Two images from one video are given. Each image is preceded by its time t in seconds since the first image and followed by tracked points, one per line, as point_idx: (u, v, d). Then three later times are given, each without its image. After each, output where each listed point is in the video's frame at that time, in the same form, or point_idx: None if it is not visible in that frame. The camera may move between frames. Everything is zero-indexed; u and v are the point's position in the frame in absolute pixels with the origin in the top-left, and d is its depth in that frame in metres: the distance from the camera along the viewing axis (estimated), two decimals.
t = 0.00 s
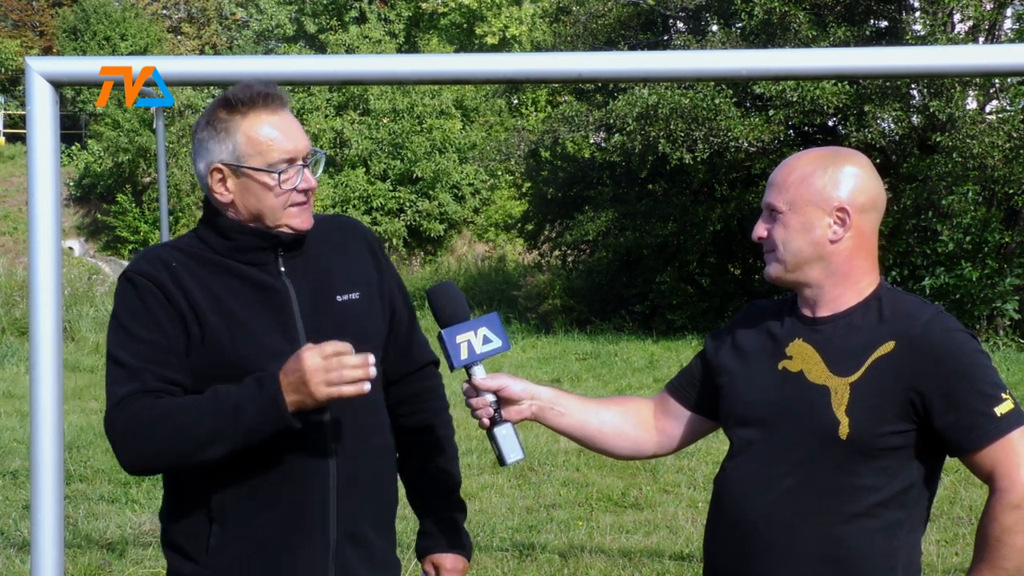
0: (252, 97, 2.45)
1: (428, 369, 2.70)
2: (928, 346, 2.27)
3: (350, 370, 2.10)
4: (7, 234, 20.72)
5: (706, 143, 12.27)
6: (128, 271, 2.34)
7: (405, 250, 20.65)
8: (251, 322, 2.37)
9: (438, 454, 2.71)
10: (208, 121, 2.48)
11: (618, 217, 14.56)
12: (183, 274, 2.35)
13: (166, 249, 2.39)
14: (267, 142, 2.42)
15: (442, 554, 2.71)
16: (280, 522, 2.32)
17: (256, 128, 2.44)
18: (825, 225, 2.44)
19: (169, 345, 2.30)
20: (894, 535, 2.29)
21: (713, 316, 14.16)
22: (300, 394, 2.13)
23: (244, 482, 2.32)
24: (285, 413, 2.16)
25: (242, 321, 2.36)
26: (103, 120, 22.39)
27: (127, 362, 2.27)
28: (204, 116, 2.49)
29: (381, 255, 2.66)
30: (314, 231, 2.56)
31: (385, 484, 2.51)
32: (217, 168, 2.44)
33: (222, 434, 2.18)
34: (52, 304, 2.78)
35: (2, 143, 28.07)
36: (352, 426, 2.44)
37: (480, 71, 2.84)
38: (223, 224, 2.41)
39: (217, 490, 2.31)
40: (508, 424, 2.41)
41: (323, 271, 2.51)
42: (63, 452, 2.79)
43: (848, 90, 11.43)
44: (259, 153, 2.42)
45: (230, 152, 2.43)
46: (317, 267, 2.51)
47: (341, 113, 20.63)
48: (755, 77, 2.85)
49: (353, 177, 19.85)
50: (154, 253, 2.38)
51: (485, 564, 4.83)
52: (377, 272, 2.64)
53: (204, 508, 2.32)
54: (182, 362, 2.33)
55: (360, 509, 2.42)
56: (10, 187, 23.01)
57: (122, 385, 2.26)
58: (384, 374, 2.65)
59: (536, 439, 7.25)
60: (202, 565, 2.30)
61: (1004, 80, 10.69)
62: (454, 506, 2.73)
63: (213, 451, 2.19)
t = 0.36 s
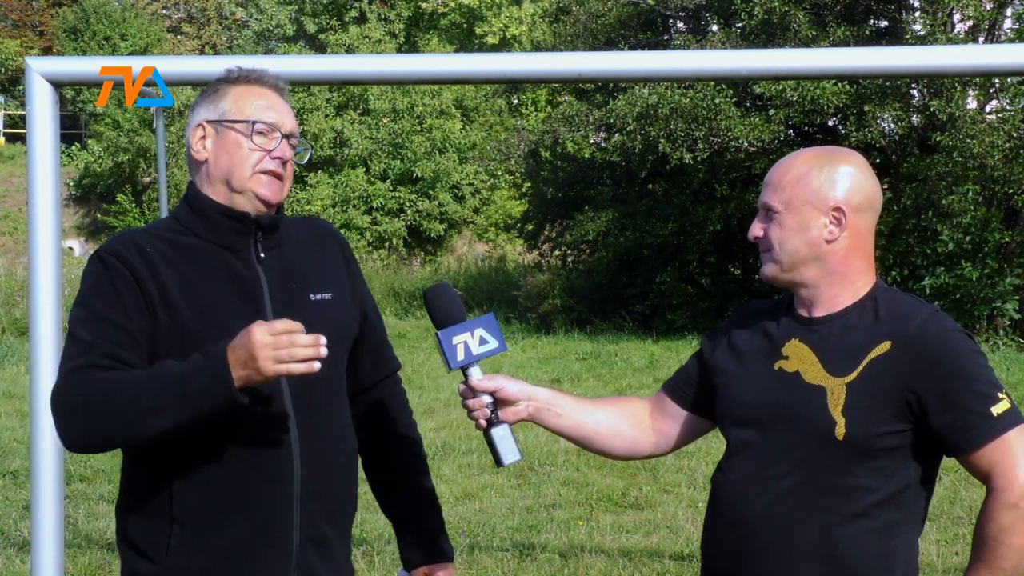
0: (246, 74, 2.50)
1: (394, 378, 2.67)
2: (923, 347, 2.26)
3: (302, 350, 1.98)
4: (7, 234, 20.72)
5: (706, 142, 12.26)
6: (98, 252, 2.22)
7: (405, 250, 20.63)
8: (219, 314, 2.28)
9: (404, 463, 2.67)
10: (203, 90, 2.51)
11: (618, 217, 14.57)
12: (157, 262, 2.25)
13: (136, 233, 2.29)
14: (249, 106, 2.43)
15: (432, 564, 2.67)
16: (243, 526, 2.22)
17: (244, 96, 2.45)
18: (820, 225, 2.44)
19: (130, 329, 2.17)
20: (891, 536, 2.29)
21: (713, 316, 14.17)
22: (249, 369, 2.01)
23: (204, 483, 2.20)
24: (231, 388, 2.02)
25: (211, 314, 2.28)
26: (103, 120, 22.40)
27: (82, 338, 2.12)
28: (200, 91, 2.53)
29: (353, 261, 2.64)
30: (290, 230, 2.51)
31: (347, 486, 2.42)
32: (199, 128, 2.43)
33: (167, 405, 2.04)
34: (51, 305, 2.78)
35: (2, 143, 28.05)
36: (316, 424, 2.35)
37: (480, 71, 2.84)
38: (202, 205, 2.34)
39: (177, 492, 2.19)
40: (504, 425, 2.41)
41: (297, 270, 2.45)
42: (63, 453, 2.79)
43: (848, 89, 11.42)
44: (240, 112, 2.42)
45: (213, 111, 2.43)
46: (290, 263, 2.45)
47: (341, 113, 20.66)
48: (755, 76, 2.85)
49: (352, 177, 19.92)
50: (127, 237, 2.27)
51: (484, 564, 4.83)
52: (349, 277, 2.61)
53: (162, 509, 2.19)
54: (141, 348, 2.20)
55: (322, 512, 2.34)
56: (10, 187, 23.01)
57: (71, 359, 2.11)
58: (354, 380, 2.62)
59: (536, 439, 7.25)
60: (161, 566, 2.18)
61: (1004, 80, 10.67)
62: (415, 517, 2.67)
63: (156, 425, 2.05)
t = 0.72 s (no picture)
0: (243, 81, 2.50)
1: (364, 399, 2.66)
2: (923, 346, 2.26)
3: (277, 347, 2.02)
4: (7, 234, 20.70)
5: (706, 142, 12.26)
6: (77, 250, 2.22)
7: (405, 250, 20.62)
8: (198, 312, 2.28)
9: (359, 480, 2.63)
10: (199, 94, 2.50)
11: (618, 217, 14.59)
12: (137, 261, 2.25)
13: (115, 232, 2.29)
14: (242, 114, 2.43)
15: None
16: (208, 530, 2.22)
17: (239, 104, 2.45)
18: (819, 224, 2.45)
19: (102, 328, 2.17)
20: (891, 535, 2.29)
21: (713, 316, 14.18)
22: (222, 370, 2.03)
23: (170, 486, 2.20)
24: (203, 391, 2.04)
25: (191, 314, 2.28)
26: (103, 121, 22.40)
27: (57, 336, 2.13)
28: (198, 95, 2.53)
29: (331, 278, 2.62)
30: (272, 240, 2.50)
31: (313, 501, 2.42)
32: (190, 133, 2.42)
33: (138, 408, 2.04)
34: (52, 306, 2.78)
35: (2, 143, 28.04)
36: (287, 428, 2.35)
37: (480, 71, 2.84)
38: (183, 207, 2.34)
39: (143, 496, 2.18)
40: (505, 427, 2.41)
41: (277, 276, 2.45)
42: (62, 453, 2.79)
43: (848, 89, 11.42)
44: (233, 120, 2.42)
45: (206, 117, 2.42)
46: (271, 269, 2.44)
47: (341, 113, 20.60)
48: (755, 76, 2.85)
49: (352, 177, 19.95)
50: (108, 236, 2.27)
51: (484, 564, 4.83)
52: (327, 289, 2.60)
53: (127, 511, 2.19)
54: (113, 350, 2.20)
55: (286, 522, 2.34)
56: (10, 187, 23.00)
57: (43, 358, 2.12)
58: (324, 397, 2.61)
59: (536, 439, 7.25)
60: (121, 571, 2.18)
61: (1004, 80, 10.66)
62: (367, 536, 2.61)
63: (125, 426, 2.05)
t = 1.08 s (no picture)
0: (266, 90, 2.52)
1: (359, 401, 2.66)
2: (927, 346, 2.26)
3: (288, 302, 2.08)
4: (8, 234, 20.70)
5: (706, 142, 12.26)
6: (79, 243, 2.24)
7: (405, 250, 20.61)
8: (196, 310, 2.28)
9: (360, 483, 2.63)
10: (215, 94, 2.51)
11: (618, 217, 14.59)
12: (137, 256, 2.26)
13: (117, 228, 2.30)
14: (261, 122, 2.45)
15: None
16: (205, 531, 2.22)
17: (257, 111, 2.46)
18: (823, 224, 2.45)
19: (106, 318, 2.19)
20: (895, 536, 2.29)
21: (713, 316, 14.19)
22: (240, 327, 2.06)
23: (167, 484, 2.20)
24: (217, 353, 2.06)
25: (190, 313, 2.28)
26: (103, 120, 22.40)
27: (61, 325, 2.13)
28: (213, 95, 2.53)
29: (328, 280, 2.62)
30: (270, 244, 2.51)
31: (310, 501, 2.42)
32: (205, 130, 2.43)
33: (150, 378, 2.06)
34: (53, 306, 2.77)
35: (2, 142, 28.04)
36: (285, 428, 2.36)
37: (480, 71, 2.84)
38: (183, 205, 2.35)
39: (143, 493, 2.18)
40: (509, 427, 2.41)
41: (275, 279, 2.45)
42: (63, 453, 2.79)
43: (848, 90, 11.42)
44: (250, 126, 2.43)
45: (224, 119, 2.44)
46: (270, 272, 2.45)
47: (341, 113, 20.63)
48: (755, 76, 2.85)
49: (352, 176, 19.97)
50: (111, 231, 2.29)
51: (485, 564, 4.82)
52: (324, 292, 2.59)
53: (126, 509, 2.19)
54: (118, 337, 2.21)
55: (285, 521, 2.34)
56: (10, 187, 23.00)
57: (47, 346, 2.11)
58: (319, 401, 2.59)
59: (536, 439, 7.26)
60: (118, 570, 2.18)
61: (1004, 80, 10.66)
62: (370, 540, 2.62)
63: (138, 401, 2.06)
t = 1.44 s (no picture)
0: (284, 93, 2.51)
1: (365, 407, 2.65)
2: (929, 345, 2.26)
3: (312, 334, 2.05)
4: (7, 234, 20.68)
5: (706, 142, 12.26)
6: (96, 240, 2.25)
7: (405, 250, 20.61)
8: (211, 313, 2.29)
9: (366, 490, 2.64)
10: (235, 98, 2.51)
11: (618, 217, 14.59)
12: (155, 255, 2.27)
13: (137, 227, 2.30)
14: (279, 124, 2.44)
15: None
16: (212, 530, 2.22)
17: (277, 114, 2.46)
18: (825, 225, 2.45)
19: (125, 318, 2.20)
20: (895, 535, 2.29)
21: (713, 316, 14.19)
22: (260, 355, 2.06)
23: (173, 485, 2.20)
24: (239, 375, 2.06)
25: (204, 315, 2.29)
26: (103, 121, 22.39)
27: (79, 323, 2.13)
28: (233, 97, 2.53)
29: (340, 287, 2.62)
30: (285, 248, 2.51)
31: (315, 502, 2.42)
32: (223, 133, 2.43)
33: (170, 392, 2.06)
34: (52, 304, 2.76)
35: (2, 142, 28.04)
36: (289, 430, 2.35)
37: (480, 71, 2.84)
38: (201, 205, 2.35)
39: (151, 493, 2.19)
40: (511, 426, 2.41)
41: (286, 285, 2.46)
42: (62, 451, 2.78)
43: (848, 90, 11.42)
44: (268, 129, 2.43)
45: (243, 121, 2.43)
46: (282, 277, 2.46)
47: (341, 113, 20.65)
48: (754, 76, 2.85)
49: (352, 177, 19.91)
50: (129, 229, 2.30)
51: (485, 564, 4.83)
52: (334, 299, 2.60)
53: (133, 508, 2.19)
54: (136, 338, 2.22)
55: (289, 522, 2.34)
56: (9, 187, 23.00)
57: (67, 343, 2.11)
58: (327, 404, 2.59)
59: (536, 439, 7.26)
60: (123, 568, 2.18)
61: (1004, 81, 10.66)
62: (373, 546, 2.63)
63: (157, 413, 2.06)
